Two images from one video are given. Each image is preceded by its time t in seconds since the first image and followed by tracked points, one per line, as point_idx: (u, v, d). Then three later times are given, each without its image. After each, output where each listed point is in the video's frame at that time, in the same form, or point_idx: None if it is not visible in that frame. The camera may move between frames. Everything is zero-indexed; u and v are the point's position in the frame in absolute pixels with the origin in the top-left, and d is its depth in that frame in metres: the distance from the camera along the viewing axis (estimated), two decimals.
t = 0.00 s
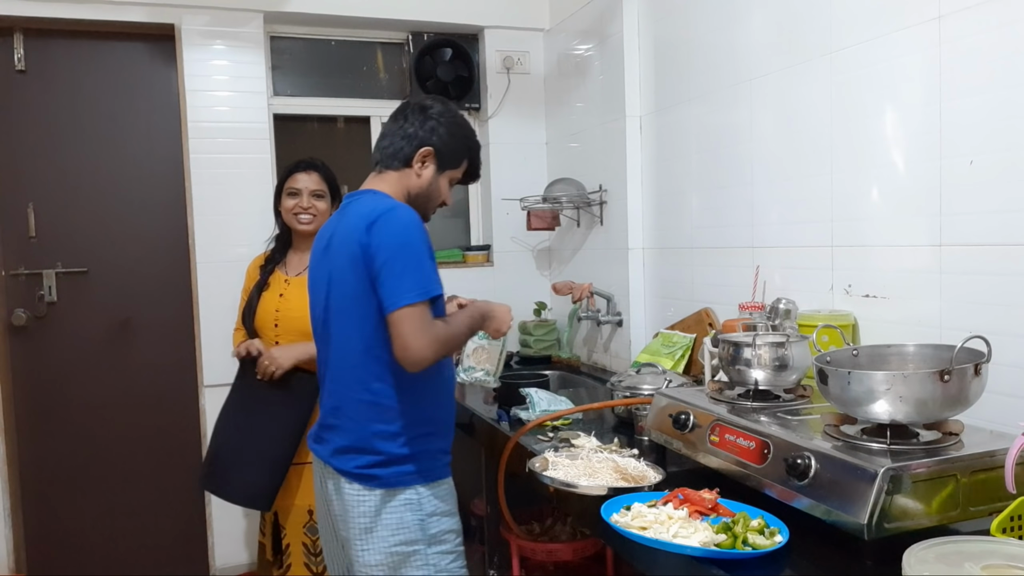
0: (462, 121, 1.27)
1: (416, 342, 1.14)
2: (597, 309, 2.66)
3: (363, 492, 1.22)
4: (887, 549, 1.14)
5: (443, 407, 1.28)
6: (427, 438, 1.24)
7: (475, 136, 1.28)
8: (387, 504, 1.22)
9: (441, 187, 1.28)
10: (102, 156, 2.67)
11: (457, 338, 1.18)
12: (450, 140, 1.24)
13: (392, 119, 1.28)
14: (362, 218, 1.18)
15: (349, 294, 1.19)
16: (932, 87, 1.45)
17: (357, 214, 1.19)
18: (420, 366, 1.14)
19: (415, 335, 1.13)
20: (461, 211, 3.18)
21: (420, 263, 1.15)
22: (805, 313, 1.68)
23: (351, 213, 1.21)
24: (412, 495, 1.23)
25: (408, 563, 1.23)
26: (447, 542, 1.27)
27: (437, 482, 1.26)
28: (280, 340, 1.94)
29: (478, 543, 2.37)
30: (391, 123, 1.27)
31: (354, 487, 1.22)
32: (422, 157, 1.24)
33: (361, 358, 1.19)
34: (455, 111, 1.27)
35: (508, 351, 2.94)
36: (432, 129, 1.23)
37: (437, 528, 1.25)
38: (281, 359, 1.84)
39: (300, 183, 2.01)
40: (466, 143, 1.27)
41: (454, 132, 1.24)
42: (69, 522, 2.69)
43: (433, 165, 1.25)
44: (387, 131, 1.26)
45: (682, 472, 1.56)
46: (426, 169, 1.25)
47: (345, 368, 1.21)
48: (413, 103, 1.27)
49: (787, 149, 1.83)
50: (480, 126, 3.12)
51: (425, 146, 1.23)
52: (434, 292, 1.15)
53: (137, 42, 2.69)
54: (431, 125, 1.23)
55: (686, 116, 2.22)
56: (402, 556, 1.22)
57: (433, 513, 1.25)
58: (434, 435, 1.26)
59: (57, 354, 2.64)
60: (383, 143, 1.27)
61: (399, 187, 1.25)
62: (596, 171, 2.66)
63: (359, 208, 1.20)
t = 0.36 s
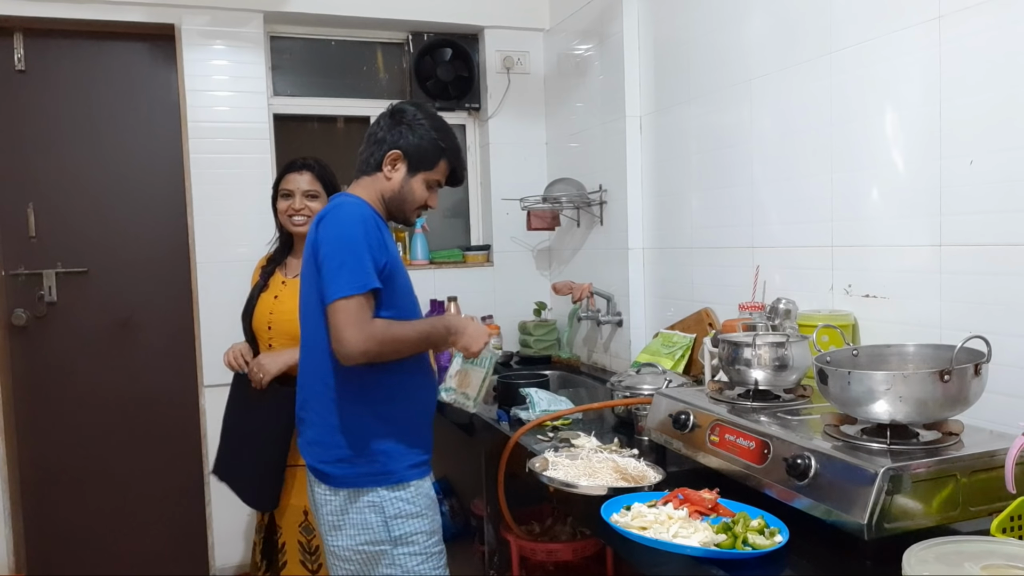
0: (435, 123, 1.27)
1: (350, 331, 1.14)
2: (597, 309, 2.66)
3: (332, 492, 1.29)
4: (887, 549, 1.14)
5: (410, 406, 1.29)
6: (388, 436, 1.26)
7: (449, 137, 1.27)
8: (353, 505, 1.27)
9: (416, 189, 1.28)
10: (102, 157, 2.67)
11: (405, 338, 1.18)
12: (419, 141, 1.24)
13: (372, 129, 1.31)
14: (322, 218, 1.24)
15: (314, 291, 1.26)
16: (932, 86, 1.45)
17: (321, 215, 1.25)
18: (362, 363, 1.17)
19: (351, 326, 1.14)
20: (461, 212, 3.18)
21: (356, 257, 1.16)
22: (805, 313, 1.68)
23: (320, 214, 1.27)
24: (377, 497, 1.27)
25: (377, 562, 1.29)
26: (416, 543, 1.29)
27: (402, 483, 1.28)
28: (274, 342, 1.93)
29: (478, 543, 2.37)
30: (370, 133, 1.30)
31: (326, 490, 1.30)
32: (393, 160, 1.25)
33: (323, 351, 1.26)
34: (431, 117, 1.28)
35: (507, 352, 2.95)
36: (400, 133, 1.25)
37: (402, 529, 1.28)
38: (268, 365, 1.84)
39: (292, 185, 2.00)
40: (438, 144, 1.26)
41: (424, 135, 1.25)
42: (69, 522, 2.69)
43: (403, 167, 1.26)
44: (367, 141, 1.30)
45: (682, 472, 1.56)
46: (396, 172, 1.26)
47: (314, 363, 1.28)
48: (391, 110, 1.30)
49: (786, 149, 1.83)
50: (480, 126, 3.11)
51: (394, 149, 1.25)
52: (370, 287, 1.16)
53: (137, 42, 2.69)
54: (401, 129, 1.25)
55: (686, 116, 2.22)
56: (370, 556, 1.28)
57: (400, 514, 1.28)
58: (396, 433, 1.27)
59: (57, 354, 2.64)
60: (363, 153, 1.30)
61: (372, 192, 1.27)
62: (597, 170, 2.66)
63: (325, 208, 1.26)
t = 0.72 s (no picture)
0: (440, 126, 1.28)
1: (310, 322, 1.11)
2: (597, 309, 2.66)
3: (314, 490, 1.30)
4: (887, 549, 1.14)
5: (387, 407, 1.27)
6: (363, 435, 1.26)
7: (453, 140, 1.27)
8: (332, 506, 1.28)
9: (419, 191, 1.28)
10: (102, 157, 2.67)
11: (371, 336, 1.13)
12: (422, 143, 1.24)
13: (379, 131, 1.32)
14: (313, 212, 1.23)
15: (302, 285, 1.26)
16: (932, 86, 1.45)
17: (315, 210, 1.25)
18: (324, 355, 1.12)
19: (312, 317, 1.11)
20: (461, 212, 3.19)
21: (332, 250, 1.14)
22: (805, 313, 1.68)
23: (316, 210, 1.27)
24: (354, 500, 1.26)
25: (356, 564, 1.29)
26: (392, 547, 1.28)
27: (379, 485, 1.27)
28: (275, 345, 1.93)
29: (477, 543, 2.37)
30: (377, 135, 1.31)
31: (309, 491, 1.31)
32: (396, 161, 1.26)
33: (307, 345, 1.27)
34: (436, 121, 1.28)
35: (507, 352, 2.95)
36: (405, 134, 1.25)
37: (378, 533, 1.27)
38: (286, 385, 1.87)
39: (291, 177, 2.00)
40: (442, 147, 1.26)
41: (428, 137, 1.25)
42: (68, 522, 2.69)
43: (406, 169, 1.26)
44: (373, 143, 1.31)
45: (682, 472, 1.56)
46: (399, 172, 1.26)
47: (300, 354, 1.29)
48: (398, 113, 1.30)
49: (786, 150, 1.83)
50: (480, 126, 3.11)
51: (398, 150, 1.25)
52: (341, 278, 1.13)
53: (137, 42, 2.69)
54: (405, 131, 1.26)
55: (686, 116, 2.22)
56: (349, 557, 1.29)
57: (377, 518, 1.27)
58: (372, 433, 1.26)
59: (56, 354, 2.64)
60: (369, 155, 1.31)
61: (376, 192, 1.28)
62: (597, 170, 2.66)
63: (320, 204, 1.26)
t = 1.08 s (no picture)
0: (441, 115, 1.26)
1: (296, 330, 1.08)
2: (597, 309, 2.66)
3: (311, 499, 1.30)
4: (887, 549, 1.14)
5: (385, 419, 1.25)
6: (360, 448, 1.25)
7: (455, 129, 1.26)
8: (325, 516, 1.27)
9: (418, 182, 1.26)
10: (102, 157, 2.67)
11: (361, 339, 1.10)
12: (422, 132, 1.23)
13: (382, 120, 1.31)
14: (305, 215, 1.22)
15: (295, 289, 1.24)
16: (932, 86, 1.45)
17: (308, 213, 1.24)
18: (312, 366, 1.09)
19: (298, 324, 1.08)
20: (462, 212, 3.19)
21: (321, 256, 1.12)
22: (805, 313, 1.68)
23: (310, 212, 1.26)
24: (346, 513, 1.25)
25: None
26: (381, 565, 1.26)
27: (375, 499, 1.26)
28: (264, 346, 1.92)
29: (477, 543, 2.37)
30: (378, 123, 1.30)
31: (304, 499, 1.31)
32: (396, 151, 1.25)
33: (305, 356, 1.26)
34: (438, 109, 1.27)
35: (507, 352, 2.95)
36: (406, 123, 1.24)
37: (367, 551, 1.25)
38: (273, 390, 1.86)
39: (277, 181, 1.96)
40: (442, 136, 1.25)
41: (428, 126, 1.24)
42: (68, 522, 2.69)
43: (405, 160, 1.25)
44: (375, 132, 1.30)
45: (682, 472, 1.56)
46: (399, 163, 1.25)
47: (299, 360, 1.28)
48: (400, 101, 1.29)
49: (786, 150, 1.83)
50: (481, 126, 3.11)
51: (398, 140, 1.24)
52: (329, 285, 1.10)
53: (137, 42, 2.69)
54: (406, 120, 1.25)
55: (687, 116, 2.22)
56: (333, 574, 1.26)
57: (368, 533, 1.26)
58: (369, 445, 1.25)
59: (56, 354, 2.64)
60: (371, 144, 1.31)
61: (375, 185, 1.27)
62: (597, 170, 2.66)
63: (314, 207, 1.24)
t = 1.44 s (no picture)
0: (434, 106, 1.23)
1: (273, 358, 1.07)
2: (597, 309, 2.66)
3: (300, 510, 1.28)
4: (886, 549, 1.14)
5: (377, 437, 1.24)
6: (350, 464, 1.23)
7: (449, 120, 1.23)
8: (315, 528, 1.27)
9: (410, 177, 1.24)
10: (102, 157, 2.67)
11: (340, 369, 1.09)
12: (414, 125, 1.21)
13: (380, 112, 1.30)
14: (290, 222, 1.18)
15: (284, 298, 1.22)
16: (932, 86, 1.45)
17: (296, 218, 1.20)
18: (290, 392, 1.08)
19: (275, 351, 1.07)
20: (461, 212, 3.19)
21: (300, 276, 1.09)
22: (805, 313, 1.68)
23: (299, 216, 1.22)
24: (335, 528, 1.25)
25: None
26: None
27: (365, 515, 1.24)
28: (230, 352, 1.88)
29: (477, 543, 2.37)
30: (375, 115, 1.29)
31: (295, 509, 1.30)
32: (388, 146, 1.23)
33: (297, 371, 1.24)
34: (433, 99, 1.24)
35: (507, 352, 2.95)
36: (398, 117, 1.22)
37: (353, 567, 1.24)
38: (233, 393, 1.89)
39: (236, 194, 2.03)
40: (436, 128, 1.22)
41: (421, 119, 1.21)
42: (68, 522, 2.69)
43: (396, 155, 1.23)
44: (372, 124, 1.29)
45: (682, 472, 1.56)
46: (390, 159, 1.24)
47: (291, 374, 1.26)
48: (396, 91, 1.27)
49: (787, 150, 1.83)
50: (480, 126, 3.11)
51: (389, 134, 1.23)
52: (309, 308, 1.07)
53: (137, 42, 2.69)
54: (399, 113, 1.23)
55: (687, 116, 2.22)
56: None
57: (356, 551, 1.24)
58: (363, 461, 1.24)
59: (55, 355, 2.63)
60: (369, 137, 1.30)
61: (368, 181, 1.27)
62: (597, 170, 2.66)
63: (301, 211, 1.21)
